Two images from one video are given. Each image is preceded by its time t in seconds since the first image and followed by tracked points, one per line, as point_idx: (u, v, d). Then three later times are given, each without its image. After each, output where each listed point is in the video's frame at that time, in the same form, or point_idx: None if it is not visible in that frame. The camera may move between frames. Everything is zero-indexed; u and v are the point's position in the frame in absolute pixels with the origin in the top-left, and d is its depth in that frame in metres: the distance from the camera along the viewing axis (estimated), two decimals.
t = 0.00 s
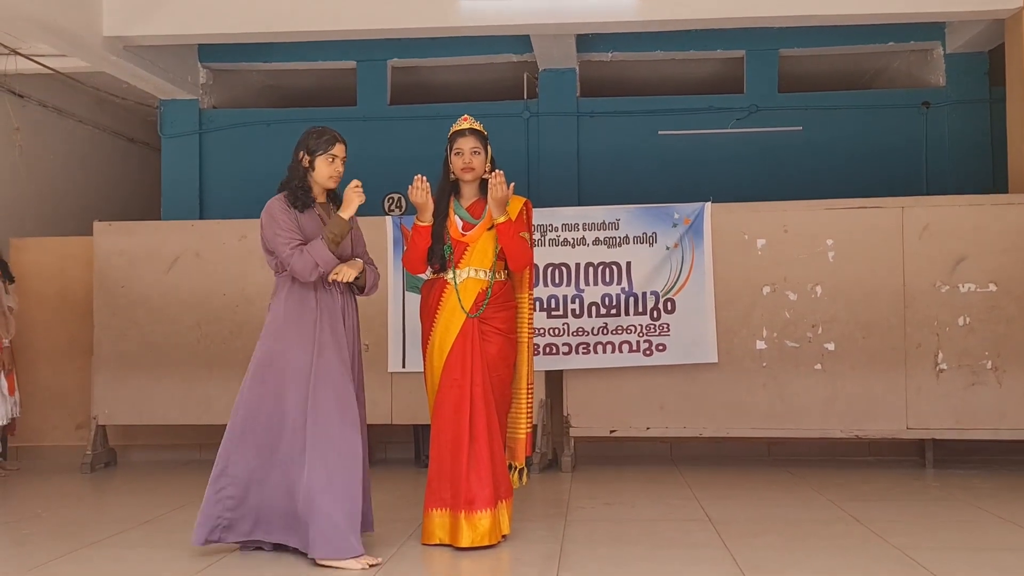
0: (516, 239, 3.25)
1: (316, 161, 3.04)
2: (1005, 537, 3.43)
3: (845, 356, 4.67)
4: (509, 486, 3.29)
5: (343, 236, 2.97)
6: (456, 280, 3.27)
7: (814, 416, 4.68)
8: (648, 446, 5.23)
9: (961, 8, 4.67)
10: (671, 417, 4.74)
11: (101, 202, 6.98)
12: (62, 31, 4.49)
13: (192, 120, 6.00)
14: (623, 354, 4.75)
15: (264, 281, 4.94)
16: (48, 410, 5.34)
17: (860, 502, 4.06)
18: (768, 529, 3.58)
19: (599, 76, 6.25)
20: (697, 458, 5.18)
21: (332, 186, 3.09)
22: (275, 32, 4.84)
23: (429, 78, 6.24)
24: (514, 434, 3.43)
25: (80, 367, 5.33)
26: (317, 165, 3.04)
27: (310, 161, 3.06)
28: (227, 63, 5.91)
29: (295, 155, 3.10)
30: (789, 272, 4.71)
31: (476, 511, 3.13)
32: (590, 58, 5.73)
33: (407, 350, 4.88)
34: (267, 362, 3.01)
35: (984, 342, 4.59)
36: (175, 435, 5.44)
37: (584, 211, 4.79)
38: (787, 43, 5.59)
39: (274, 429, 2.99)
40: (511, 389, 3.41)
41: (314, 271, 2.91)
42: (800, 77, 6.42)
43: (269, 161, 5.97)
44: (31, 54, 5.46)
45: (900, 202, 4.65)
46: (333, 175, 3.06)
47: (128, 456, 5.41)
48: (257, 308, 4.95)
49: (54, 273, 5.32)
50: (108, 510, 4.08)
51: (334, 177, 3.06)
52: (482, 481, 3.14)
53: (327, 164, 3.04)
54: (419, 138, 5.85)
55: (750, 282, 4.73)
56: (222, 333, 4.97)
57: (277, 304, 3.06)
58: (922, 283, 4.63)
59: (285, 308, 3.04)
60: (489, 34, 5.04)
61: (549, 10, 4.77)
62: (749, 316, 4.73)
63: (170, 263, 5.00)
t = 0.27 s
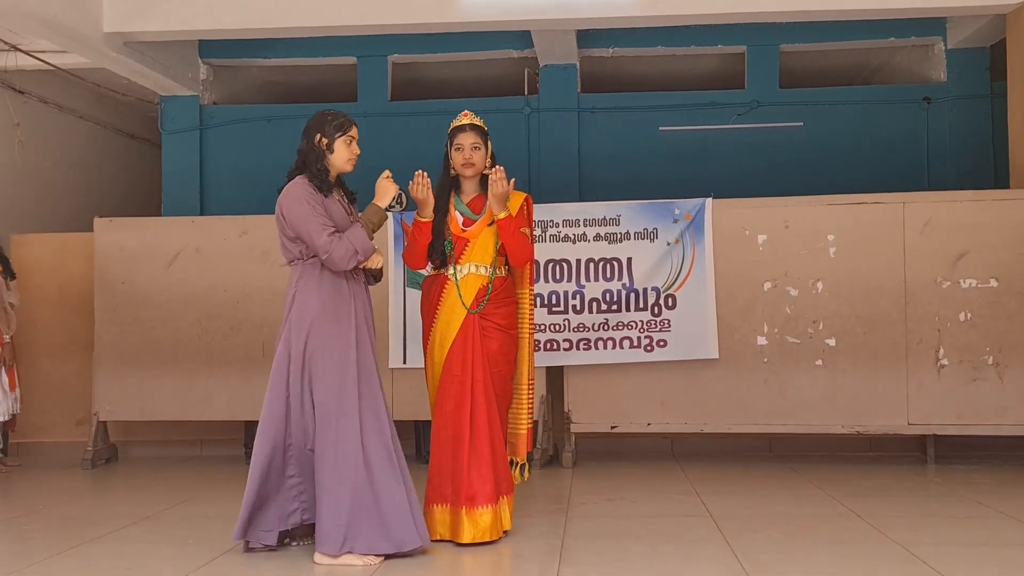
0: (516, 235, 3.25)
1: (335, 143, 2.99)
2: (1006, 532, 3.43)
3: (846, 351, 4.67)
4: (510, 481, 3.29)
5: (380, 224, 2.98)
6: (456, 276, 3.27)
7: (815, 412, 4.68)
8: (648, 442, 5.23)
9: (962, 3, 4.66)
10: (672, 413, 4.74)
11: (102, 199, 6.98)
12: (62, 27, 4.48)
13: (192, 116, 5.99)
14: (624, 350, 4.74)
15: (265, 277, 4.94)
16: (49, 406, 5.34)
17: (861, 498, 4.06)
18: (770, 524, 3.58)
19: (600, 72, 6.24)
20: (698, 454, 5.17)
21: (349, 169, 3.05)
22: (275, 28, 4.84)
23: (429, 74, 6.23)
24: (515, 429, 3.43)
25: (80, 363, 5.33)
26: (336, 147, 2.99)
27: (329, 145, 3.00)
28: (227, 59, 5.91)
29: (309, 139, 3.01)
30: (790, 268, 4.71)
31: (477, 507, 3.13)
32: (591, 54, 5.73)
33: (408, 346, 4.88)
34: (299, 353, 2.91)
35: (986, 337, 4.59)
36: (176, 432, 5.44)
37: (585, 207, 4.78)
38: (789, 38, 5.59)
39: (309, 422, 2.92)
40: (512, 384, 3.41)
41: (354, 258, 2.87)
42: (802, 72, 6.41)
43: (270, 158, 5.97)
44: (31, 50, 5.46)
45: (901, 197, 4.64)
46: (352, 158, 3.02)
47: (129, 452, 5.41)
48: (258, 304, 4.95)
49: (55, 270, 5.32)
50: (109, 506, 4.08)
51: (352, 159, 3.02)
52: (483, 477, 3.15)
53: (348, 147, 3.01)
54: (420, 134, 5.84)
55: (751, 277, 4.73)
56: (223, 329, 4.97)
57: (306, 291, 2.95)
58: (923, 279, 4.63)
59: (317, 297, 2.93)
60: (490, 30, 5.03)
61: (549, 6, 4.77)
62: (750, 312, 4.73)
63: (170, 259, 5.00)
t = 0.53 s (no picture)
0: (517, 232, 3.24)
1: (349, 136, 2.99)
2: (1006, 529, 3.43)
3: (847, 348, 4.66)
4: (511, 478, 3.29)
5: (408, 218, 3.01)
6: (456, 273, 3.27)
7: (816, 409, 4.67)
8: (649, 439, 5.23)
9: None
10: (673, 410, 4.73)
11: (102, 197, 6.98)
12: (62, 24, 4.48)
13: (192, 114, 5.99)
14: (624, 347, 4.74)
15: (265, 275, 4.94)
16: (50, 403, 5.35)
17: (861, 495, 4.06)
18: (771, 521, 3.58)
19: (600, 70, 6.24)
20: (698, 451, 5.17)
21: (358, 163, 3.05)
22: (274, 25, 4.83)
23: (429, 71, 6.23)
24: (515, 426, 3.43)
25: (81, 361, 5.33)
26: (349, 139, 2.99)
27: (344, 137, 2.99)
28: (227, 57, 5.91)
29: (322, 130, 2.98)
30: (791, 265, 4.70)
31: (477, 504, 3.13)
32: (591, 51, 5.72)
33: (408, 343, 4.88)
34: (331, 348, 2.88)
35: (986, 334, 4.59)
36: (177, 429, 5.44)
37: (585, 204, 4.78)
38: (789, 35, 5.58)
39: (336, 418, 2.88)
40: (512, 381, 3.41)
41: (387, 252, 2.90)
42: (802, 70, 6.40)
43: (270, 155, 5.96)
44: (31, 48, 5.45)
45: (902, 194, 4.64)
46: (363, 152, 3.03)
47: (130, 450, 5.41)
48: (258, 301, 4.95)
49: (55, 267, 5.32)
50: (109, 504, 4.08)
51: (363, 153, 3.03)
52: (483, 474, 3.14)
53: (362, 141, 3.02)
54: (420, 132, 5.84)
55: (751, 274, 4.73)
56: (223, 327, 4.97)
57: (335, 286, 2.93)
58: (924, 276, 4.62)
59: (348, 293, 2.93)
60: (490, 27, 5.03)
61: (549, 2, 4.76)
62: (751, 309, 4.72)
63: (170, 256, 5.00)
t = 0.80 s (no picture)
0: (519, 230, 3.25)
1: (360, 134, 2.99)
2: (1007, 526, 3.43)
3: (848, 346, 4.67)
4: (513, 476, 3.29)
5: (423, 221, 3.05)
6: (459, 271, 3.27)
7: (817, 407, 4.68)
8: (650, 437, 5.24)
9: None
10: (674, 408, 4.74)
11: (105, 195, 7.00)
12: (64, 23, 4.48)
13: (194, 112, 6.00)
14: (626, 344, 4.75)
15: (267, 273, 4.95)
16: (52, 401, 5.36)
17: (862, 492, 4.06)
18: (771, 518, 3.59)
19: (601, 67, 6.24)
20: (700, 449, 5.18)
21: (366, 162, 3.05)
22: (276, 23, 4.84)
23: (431, 69, 6.23)
24: (517, 424, 3.44)
25: (83, 358, 5.34)
26: (360, 138, 2.99)
27: (356, 135, 2.98)
28: (229, 55, 5.91)
29: (335, 127, 2.95)
30: (792, 262, 4.71)
31: (479, 502, 3.13)
32: (592, 49, 5.72)
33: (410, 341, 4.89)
34: (351, 347, 2.86)
35: (988, 331, 4.59)
36: (179, 427, 5.46)
37: (587, 202, 4.79)
38: (790, 33, 5.58)
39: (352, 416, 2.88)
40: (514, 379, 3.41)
41: (405, 254, 2.92)
42: (804, 67, 6.40)
43: (272, 153, 5.97)
44: (33, 46, 5.46)
45: (903, 191, 4.64)
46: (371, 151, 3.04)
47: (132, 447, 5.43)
48: (260, 299, 4.96)
49: (58, 265, 5.34)
50: (112, 501, 4.10)
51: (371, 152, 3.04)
52: (484, 471, 3.15)
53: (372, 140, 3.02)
54: (422, 130, 5.84)
55: (753, 272, 4.73)
56: (225, 325, 4.98)
57: (356, 285, 2.91)
58: (925, 273, 4.63)
59: (367, 293, 2.92)
60: (491, 25, 5.03)
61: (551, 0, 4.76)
62: (752, 306, 4.73)
63: (173, 254, 5.01)
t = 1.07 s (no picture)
0: (520, 227, 3.24)
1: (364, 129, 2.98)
2: (1010, 523, 3.42)
3: (850, 343, 4.66)
4: (514, 474, 3.29)
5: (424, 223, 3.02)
6: (460, 268, 3.26)
7: (818, 404, 4.67)
8: (652, 434, 5.23)
9: None
10: (676, 405, 4.73)
11: (105, 193, 6.99)
12: (64, 20, 4.47)
13: (194, 109, 6.00)
14: (627, 342, 4.74)
15: (268, 271, 4.94)
16: (53, 399, 5.36)
17: (864, 489, 4.06)
18: (773, 516, 3.58)
19: (602, 64, 6.23)
20: (701, 446, 5.18)
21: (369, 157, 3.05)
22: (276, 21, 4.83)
23: (432, 66, 6.22)
24: (518, 422, 3.43)
25: (84, 356, 5.34)
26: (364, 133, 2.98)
27: (360, 131, 2.97)
28: (229, 52, 5.91)
29: (339, 122, 2.94)
30: (793, 259, 4.70)
31: (479, 500, 3.12)
32: (594, 46, 5.70)
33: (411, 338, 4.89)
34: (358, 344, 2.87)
35: (990, 329, 4.58)
36: (180, 425, 5.45)
37: (588, 199, 4.78)
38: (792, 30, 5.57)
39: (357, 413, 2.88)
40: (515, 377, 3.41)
41: (408, 255, 2.91)
42: (805, 64, 6.39)
43: (272, 151, 5.97)
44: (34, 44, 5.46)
45: (905, 188, 4.63)
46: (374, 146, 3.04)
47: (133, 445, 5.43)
48: (261, 297, 4.95)
49: (58, 263, 5.33)
50: (113, 499, 4.10)
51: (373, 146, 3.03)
52: (485, 470, 3.14)
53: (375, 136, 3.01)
54: (423, 127, 5.84)
55: (754, 269, 4.72)
56: (226, 322, 4.97)
57: (362, 281, 2.91)
58: (926, 270, 4.62)
59: (374, 290, 2.93)
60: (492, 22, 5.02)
61: None
62: (754, 303, 4.72)
63: (173, 252, 5.00)
